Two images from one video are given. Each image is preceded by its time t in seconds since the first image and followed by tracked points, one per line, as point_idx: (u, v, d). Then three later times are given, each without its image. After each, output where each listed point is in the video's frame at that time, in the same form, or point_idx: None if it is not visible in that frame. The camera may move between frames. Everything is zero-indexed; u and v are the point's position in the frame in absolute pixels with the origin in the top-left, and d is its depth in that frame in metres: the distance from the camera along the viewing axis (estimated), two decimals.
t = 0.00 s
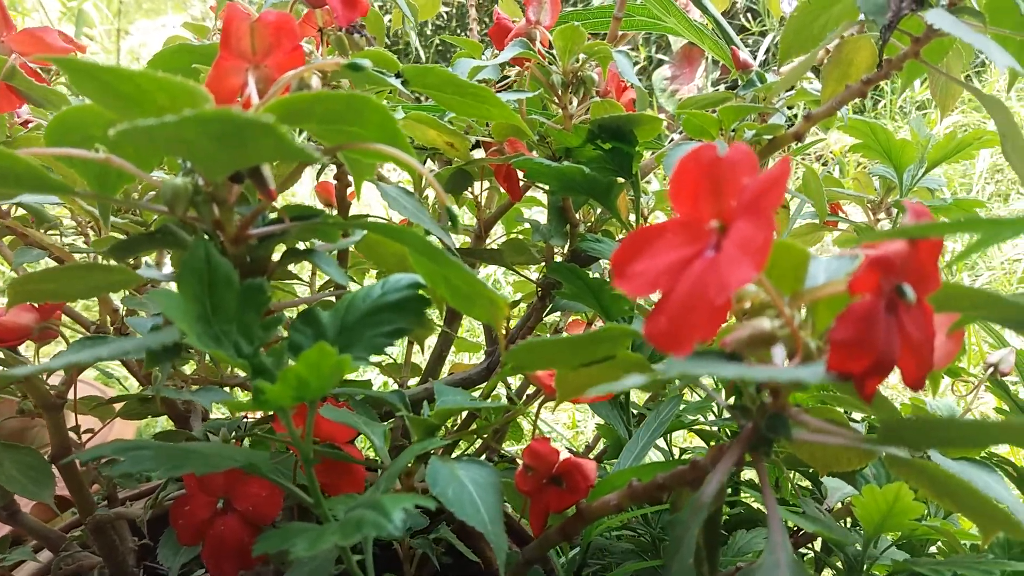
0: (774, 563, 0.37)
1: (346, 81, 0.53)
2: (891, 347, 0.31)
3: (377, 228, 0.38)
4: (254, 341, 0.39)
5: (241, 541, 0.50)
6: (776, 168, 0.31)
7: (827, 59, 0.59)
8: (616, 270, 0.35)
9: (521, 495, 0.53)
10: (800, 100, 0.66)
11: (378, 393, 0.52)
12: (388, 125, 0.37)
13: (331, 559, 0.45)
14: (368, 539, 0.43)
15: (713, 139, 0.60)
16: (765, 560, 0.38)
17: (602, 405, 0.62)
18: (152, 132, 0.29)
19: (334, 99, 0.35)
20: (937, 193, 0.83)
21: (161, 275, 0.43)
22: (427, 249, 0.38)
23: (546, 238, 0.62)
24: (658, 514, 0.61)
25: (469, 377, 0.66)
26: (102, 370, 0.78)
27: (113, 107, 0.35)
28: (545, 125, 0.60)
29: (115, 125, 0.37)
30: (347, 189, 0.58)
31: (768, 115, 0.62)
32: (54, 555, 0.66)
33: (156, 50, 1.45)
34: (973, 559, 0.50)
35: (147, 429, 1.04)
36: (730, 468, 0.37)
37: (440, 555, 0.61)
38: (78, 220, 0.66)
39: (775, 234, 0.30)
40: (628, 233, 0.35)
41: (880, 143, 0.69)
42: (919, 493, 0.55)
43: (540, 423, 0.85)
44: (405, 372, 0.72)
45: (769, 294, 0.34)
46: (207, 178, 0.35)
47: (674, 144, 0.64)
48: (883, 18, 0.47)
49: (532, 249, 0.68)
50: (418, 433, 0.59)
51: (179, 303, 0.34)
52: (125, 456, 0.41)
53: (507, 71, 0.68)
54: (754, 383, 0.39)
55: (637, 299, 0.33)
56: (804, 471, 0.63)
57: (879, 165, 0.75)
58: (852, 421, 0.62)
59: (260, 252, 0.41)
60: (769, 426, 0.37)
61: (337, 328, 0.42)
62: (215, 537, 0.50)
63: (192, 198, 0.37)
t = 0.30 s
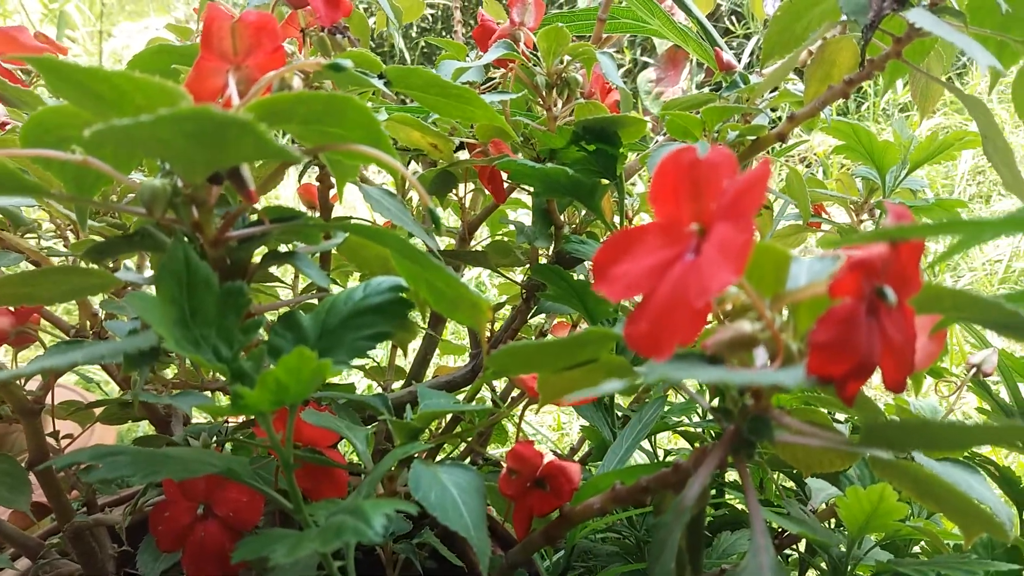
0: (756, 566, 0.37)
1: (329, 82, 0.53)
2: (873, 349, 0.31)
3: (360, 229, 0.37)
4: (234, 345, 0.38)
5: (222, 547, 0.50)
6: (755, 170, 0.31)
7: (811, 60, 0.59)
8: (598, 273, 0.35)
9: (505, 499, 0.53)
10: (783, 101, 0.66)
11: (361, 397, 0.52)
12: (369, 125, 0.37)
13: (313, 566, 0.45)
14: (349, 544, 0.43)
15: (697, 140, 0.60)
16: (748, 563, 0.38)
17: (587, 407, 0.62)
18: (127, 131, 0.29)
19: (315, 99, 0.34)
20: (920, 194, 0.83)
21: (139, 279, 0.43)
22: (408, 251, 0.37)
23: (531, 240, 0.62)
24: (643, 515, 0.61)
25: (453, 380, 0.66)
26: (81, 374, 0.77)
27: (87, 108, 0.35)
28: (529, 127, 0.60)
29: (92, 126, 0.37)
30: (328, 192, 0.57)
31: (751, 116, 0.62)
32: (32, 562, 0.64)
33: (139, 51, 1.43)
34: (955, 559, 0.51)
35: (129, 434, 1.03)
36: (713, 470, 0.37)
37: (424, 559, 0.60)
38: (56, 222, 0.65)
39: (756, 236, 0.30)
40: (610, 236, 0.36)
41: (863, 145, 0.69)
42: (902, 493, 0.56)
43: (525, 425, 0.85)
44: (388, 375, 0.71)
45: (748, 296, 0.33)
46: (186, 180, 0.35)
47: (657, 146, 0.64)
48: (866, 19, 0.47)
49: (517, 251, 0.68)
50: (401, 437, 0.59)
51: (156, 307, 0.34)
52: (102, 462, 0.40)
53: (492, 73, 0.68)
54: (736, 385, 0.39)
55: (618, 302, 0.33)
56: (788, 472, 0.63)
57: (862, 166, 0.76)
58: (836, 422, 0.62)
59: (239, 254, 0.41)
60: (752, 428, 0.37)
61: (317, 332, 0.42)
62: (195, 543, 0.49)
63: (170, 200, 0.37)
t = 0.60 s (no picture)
0: None
1: (314, 94, 0.53)
2: (853, 358, 0.31)
3: (345, 242, 0.37)
4: (217, 358, 0.38)
5: (206, 561, 0.49)
6: (735, 178, 0.31)
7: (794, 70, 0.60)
8: (581, 282, 0.36)
9: (492, 510, 0.53)
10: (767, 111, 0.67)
11: (347, 408, 0.51)
12: (352, 136, 0.37)
13: None
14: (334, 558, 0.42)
15: (682, 150, 0.60)
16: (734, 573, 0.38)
17: (575, 417, 0.62)
18: (105, 142, 0.28)
19: (293, 108, 0.34)
20: (905, 203, 0.84)
21: (122, 291, 0.42)
22: (392, 262, 0.37)
23: (517, 250, 0.62)
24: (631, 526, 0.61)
25: (440, 391, 0.66)
26: (66, 387, 0.76)
27: (65, 118, 0.34)
28: (515, 137, 0.60)
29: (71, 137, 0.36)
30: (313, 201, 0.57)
31: (736, 126, 0.63)
32: None
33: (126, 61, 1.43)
34: (942, 568, 0.51)
35: (115, 447, 1.02)
36: (699, 480, 0.37)
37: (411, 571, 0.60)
38: (39, 234, 0.65)
39: (737, 244, 0.30)
40: (592, 246, 0.36)
41: (847, 155, 0.70)
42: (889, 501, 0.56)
43: (514, 435, 0.85)
44: (375, 387, 0.71)
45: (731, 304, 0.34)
46: (167, 191, 0.35)
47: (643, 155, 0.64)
48: (848, 30, 0.47)
49: (504, 260, 0.68)
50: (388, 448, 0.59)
51: (138, 319, 0.34)
52: (83, 476, 0.40)
53: (477, 83, 0.68)
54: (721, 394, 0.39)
55: (600, 312, 0.33)
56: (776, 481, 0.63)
57: (847, 176, 0.77)
58: (823, 430, 0.63)
59: (222, 266, 0.40)
60: (737, 437, 0.37)
61: (301, 343, 0.42)
62: (180, 557, 0.49)
63: (151, 211, 0.36)
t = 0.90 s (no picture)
0: None
1: (305, 98, 0.53)
2: (851, 363, 0.31)
3: (338, 246, 0.37)
4: (209, 365, 0.38)
5: (198, 570, 0.49)
6: (731, 182, 0.31)
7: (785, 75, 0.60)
8: (576, 287, 0.35)
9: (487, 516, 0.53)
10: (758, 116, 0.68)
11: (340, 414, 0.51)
12: (345, 140, 0.37)
13: None
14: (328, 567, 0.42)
15: (673, 155, 0.60)
16: None
17: (568, 422, 0.62)
18: (96, 147, 0.28)
19: (288, 112, 0.34)
20: (895, 208, 0.85)
21: (112, 297, 0.42)
22: (386, 266, 0.37)
23: (510, 255, 0.62)
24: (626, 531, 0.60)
25: (432, 397, 0.65)
26: (54, 394, 0.75)
27: (54, 123, 0.34)
28: (507, 142, 0.60)
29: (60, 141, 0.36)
30: (305, 205, 0.57)
31: (727, 131, 0.63)
32: None
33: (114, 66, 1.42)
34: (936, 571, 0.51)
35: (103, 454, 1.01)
36: (695, 486, 0.37)
37: None
38: (27, 239, 0.64)
39: (733, 249, 0.30)
40: (587, 251, 0.36)
41: (838, 159, 0.70)
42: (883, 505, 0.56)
43: (507, 441, 0.84)
44: (367, 393, 0.71)
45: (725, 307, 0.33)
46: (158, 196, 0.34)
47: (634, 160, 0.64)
48: (839, 35, 0.47)
49: (496, 265, 0.68)
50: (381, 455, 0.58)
51: (128, 325, 0.33)
52: (72, 485, 0.39)
53: (469, 88, 0.68)
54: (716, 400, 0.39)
55: (596, 317, 0.33)
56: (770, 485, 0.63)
57: (837, 180, 0.77)
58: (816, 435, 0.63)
59: (213, 271, 0.40)
60: (732, 443, 0.37)
61: (293, 349, 0.42)
62: (170, 565, 0.48)
63: (143, 217, 0.36)
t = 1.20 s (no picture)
0: None
1: (297, 101, 0.53)
2: (851, 367, 0.31)
3: (332, 251, 0.37)
4: (203, 371, 0.37)
5: None
6: (729, 184, 0.31)
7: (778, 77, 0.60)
8: (572, 292, 0.35)
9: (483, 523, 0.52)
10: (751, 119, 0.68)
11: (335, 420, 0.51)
12: (338, 143, 0.37)
13: None
14: None
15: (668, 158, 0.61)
16: None
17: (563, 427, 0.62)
18: (88, 152, 0.28)
19: (282, 116, 0.34)
20: (887, 210, 0.85)
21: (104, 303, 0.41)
22: (381, 271, 0.37)
23: (504, 258, 0.62)
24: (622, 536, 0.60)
25: (427, 402, 0.65)
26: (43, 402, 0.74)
27: (44, 127, 0.34)
28: (500, 146, 0.60)
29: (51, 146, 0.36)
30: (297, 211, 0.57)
31: (721, 134, 0.63)
32: None
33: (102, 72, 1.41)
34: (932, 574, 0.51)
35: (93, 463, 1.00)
36: (694, 491, 0.37)
37: None
38: (16, 245, 0.64)
39: (732, 252, 0.30)
40: (582, 256, 0.35)
41: (831, 161, 0.71)
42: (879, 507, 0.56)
43: (501, 446, 0.84)
44: (361, 398, 0.70)
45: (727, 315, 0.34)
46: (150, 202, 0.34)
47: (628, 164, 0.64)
48: (832, 36, 0.47)
49: (490, 270, 0.68)
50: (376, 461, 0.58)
51: (121, 331, 0.33)
52: (64, 494, 0.38)
53: (461, 92, 0.68)
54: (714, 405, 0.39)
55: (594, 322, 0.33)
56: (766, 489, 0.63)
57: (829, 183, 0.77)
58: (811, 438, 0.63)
59: (207, 277, 0.40)
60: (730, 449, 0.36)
61: (288, 354, 0.42)
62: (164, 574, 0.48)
63: (134, 221, 0.35)
